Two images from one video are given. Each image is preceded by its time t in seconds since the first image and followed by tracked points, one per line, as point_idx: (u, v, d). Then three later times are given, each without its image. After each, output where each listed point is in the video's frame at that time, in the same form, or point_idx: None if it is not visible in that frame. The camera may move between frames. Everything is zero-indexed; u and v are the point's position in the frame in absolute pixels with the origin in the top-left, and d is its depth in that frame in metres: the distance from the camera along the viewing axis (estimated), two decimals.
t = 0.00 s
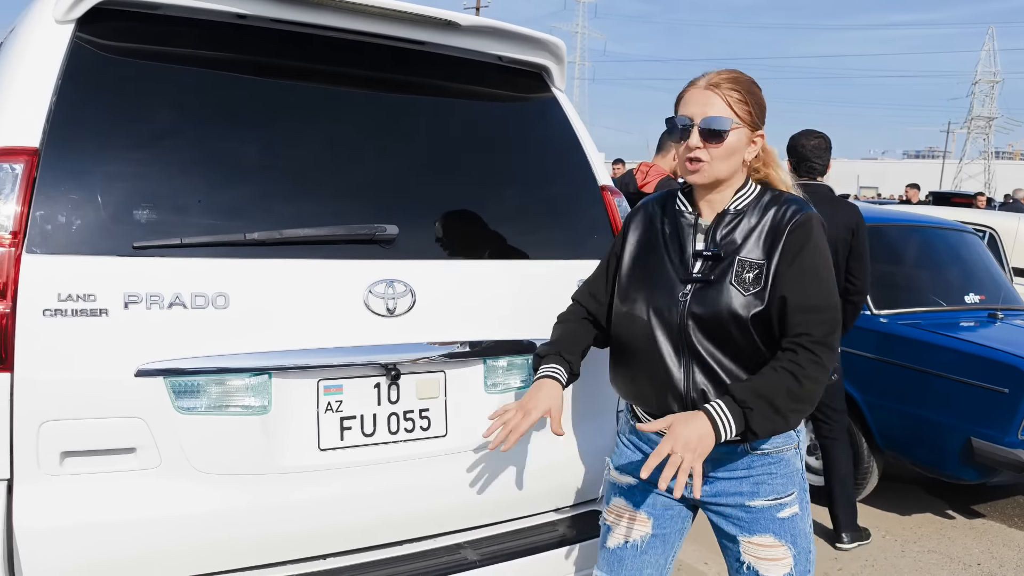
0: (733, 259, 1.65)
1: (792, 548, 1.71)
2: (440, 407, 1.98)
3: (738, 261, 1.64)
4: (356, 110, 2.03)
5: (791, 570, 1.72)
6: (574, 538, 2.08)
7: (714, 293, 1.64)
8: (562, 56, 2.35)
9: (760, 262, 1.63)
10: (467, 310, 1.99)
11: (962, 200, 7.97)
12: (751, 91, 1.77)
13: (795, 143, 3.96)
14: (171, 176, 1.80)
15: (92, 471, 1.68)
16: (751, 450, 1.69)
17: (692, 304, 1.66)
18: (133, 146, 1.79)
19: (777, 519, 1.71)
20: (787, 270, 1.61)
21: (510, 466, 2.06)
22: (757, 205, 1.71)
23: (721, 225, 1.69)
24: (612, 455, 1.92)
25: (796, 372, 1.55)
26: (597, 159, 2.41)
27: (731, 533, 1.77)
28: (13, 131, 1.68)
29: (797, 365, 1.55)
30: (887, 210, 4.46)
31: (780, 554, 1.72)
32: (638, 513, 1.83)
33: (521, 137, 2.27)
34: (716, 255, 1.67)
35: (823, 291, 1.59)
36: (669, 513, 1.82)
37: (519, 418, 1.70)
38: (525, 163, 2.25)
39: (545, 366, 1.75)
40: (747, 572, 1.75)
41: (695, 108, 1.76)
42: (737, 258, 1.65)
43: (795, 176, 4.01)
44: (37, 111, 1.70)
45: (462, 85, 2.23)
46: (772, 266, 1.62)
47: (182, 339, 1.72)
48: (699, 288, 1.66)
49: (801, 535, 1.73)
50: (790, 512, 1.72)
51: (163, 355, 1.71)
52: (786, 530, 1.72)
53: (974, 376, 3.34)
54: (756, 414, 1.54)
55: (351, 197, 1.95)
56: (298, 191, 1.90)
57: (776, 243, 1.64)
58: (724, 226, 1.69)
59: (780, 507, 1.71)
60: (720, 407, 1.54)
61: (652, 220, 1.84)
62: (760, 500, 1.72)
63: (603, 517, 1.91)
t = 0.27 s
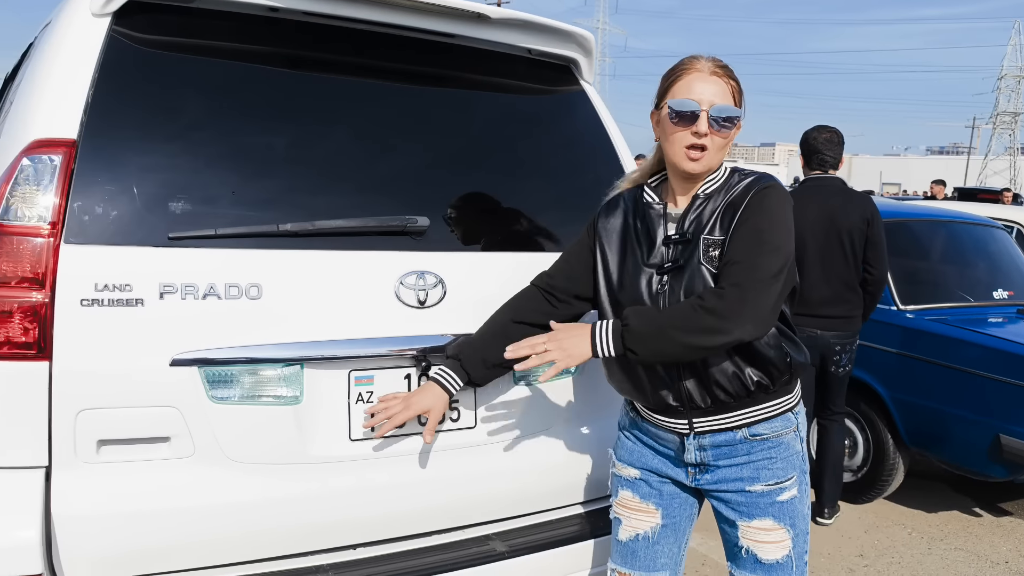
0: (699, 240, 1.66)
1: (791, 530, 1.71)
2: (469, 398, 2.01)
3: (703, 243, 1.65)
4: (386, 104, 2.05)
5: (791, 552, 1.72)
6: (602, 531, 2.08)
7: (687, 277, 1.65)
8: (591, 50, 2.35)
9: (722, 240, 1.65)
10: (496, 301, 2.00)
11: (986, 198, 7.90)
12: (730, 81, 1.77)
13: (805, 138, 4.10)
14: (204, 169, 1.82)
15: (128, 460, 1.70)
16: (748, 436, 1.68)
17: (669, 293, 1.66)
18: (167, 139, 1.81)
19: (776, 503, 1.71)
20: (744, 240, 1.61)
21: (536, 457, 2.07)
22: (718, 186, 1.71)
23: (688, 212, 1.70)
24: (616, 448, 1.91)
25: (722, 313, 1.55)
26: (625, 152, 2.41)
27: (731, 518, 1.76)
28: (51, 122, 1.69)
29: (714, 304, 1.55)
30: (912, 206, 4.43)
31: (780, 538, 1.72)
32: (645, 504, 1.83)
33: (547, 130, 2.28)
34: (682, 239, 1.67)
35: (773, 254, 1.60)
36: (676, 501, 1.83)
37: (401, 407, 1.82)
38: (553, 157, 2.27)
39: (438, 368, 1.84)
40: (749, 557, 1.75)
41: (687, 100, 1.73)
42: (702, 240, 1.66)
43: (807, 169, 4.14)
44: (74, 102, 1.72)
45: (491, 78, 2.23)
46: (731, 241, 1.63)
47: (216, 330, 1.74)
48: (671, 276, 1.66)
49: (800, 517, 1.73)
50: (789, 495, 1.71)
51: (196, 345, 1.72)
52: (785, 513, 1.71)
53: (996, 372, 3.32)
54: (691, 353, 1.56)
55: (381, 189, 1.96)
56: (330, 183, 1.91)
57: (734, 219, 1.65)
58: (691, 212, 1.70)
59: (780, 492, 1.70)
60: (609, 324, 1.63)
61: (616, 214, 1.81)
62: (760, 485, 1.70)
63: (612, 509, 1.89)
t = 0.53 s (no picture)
0: (717, 228, 1.66)
1: (799, 523, 1.71)
2: (487, 393, 2.01)
3: (722, 231, 1.65)
4: (404, 99, 2.05)
5: (798, 545, 1.71)
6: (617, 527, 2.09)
7: (704, 265, 1.65)
8: (608, 44, 2.34)
9: (741, 229, 1.64)
10: (513, 296, 2.00)
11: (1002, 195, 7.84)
12: (743, 70, 1.76)
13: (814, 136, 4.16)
14: (224, 163, 1.82)
15: (150, 453, 1.71)
16: (755, 429, 1.68)
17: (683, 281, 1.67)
18: (187, 134, 1.81)
19: (784, 496, 1.69)
20: (767, 234, 1.61)
21: (553, 452, 2.08)
22: (737, 173, 1.71)
23: (705, 198, 1.69)
24: (621, 444, 1.90)
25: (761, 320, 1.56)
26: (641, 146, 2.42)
27: (738, 512, 1.75)
28: (73, 118, 1.71)
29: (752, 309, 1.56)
30: (928, 203, 4.40)
31: (787, 531, 1.71)
32: (653, 502, 1.82)
33: (564, 125, 2.28)
34: (699, 226, 1.67)
35: (797, 248, 1.60)
36: (686, 498, 1.83)
37: (494, 439, 1.89)
38: (571, 151, 2.27)
39: (517, 394, 1.90)
40: (757, 552, 1.74)
41: (699, 89, 1.72)
42: (721, 227, 1.66)
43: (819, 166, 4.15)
44: (96, 97, 1.73)
45: (508, 73, 2.23)
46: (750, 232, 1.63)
47: (236, 324, 1.74)
48: (687, 263, 1.67)
49: (807, 510, 1.72)
50: (796, 488, 1.70)
51: (215, 340, 1.73)
52: (793, 506, 1.70)
53: (1013, 368, 3.29)
54: (726, 358, 1.59)
55: (400, 184, 1.97)
56: (349, 178, 1.92)
57: (754, 209, 1.64)
58: (707, 199, 1.69)
59: (787, 485, 1.69)
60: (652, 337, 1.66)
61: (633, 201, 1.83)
62: (767, 479, 1.69)
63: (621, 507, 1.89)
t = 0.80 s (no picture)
0: (721, 230, 1.65)
1: (795, 527, 1.69)
2: (495, 392, 2.01)
3: (727, 233, 1.64)
4: (413, 98, 2.05)
5: (795, 548, 1.70)
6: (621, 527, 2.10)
7: (708, 267, 1.65)
8: (617, 43, 2.34)
9: (745, 232, 1.63)
10: (521, 295, 2.00)
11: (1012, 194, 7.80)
12: (750, 70, 1.74)
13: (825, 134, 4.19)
14: (233, 162, 1.83)
15: (160, 450, 1.71)
16: (753, 431, 1.68)
17: (687, 282, 1.67)
18: (197, 132, 1.82)
19: (781, 499, 1.69)
20: (771, 239, 1.60)
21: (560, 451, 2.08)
22: (744, 173, 1.69)
23: (712, 199, 1.69)
24: (620, 443, 1.90)
25: (762, 331, 1.57)
26: (648, 143, 2.42)
27: (735, 514, 1.74)
28: (84, 117, 1.72)
29: (754, 321, 1.57)
30: (936, 202, 4.39)
31: (783, 534, 1.70)
32: (652, 502, 1.81)
33: (572, 122, 2.29)
34: (704, 228, 1.67)
35: (802, 256, 1.60)
36: (685, 498, 1.82)
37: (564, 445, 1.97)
38: (579, 150, 2.27)
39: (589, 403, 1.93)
40: (754, 553, 1.73)
41: (705, 90, 1.72)
42: (725, 229, 1.65)
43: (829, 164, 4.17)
44: (106, 96, 1.74)
45: (516, 72, 2.23)
46: (755, 235, 1.62)
47: (246, 322, 1.75)
48: (691, 265, 1.67)
49: (805, 513, 1.71)
50: (794, 491, 1.69)
51: (224, 338, 1.73)
52: (790, 509, 1.69)
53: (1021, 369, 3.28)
54: (726, 366, 1.61)
55: (409, 182, 1.97)
56: (358, 176, 1.92)
57: (759, 212, 1.63)
58: (714, 199, 1.69)
59: (783, 488, 1.68)
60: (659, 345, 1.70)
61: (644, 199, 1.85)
62: (764, 481, 1.69)
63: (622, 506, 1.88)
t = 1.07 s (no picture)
0: (725, 241, 1.65)
1: (793, 529, 1.69)
2: (499, 393, 2.01)
3: (731, 244, 1.64)
4: (416, 99, 2.05)
5: (792, 551, 1.70)
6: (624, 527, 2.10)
7: (711, 278, 1.65)
8: (620, 44, 2.34)
9: (749, 243, 1.64)
10: (524, 296, 2.00)
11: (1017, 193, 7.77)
12: (751, 82, 1.75)
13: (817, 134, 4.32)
14: (237, 163, 1.83)
15: (164, 451, 1.72)
16: (752, 432, 1.67)
17: (691, 293, 1.68)
18: (200, 134, 1.82)
19: (779, 500, 1.69)
20: (774, 250, 1.60)
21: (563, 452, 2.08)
22: (747, 182, 1.69)
23: (715, 210, 1.69)
24: (620, 443, 1.90)
25: (765, 341, 1.57)
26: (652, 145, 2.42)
27: (733, 515, 1.74)
28: (89, 119, 1.72)
29: (756, 332, 1.57)
30: (941, 202, 4.37)
31: (781, 536, 1.69)
32: (652, 502, 1.81)
33: (576, 124, 2.28)
34: (708, 240, 1.67)
35: (805, 268, 1.59)
36: (685, 497, 1.82)
37: (553, 432, 1.97)
38: (582, 151, 2.27)
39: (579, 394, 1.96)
40: (751, 555, 1.73)
41: (705, 102, 1.72)
42: (728, 240, 1.65)
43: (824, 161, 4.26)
44: (110, 98, 1.74)
45: (519, 73, 2.23)
46: (758, 246, 1.62)
47: (249, 323, 1.75)
48: (695, 276, 1.67)
49: (804, 516, 1.70)
50: (792, 493, 1.69)
51: (228, 339, 1.74)
52: (788, 511, 1.69)
53: None
54: (728, 374, 1.61)
55: (412, 183, 1.97)
56: (361, 177, 1.93)
57: (761, 221, 1.63)
58: (717, 210, 1.69)
59: (781, 489, 1.68)
60: (661, 349, 1.71)
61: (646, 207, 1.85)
62: (762, 482, 1.68)
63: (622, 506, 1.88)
